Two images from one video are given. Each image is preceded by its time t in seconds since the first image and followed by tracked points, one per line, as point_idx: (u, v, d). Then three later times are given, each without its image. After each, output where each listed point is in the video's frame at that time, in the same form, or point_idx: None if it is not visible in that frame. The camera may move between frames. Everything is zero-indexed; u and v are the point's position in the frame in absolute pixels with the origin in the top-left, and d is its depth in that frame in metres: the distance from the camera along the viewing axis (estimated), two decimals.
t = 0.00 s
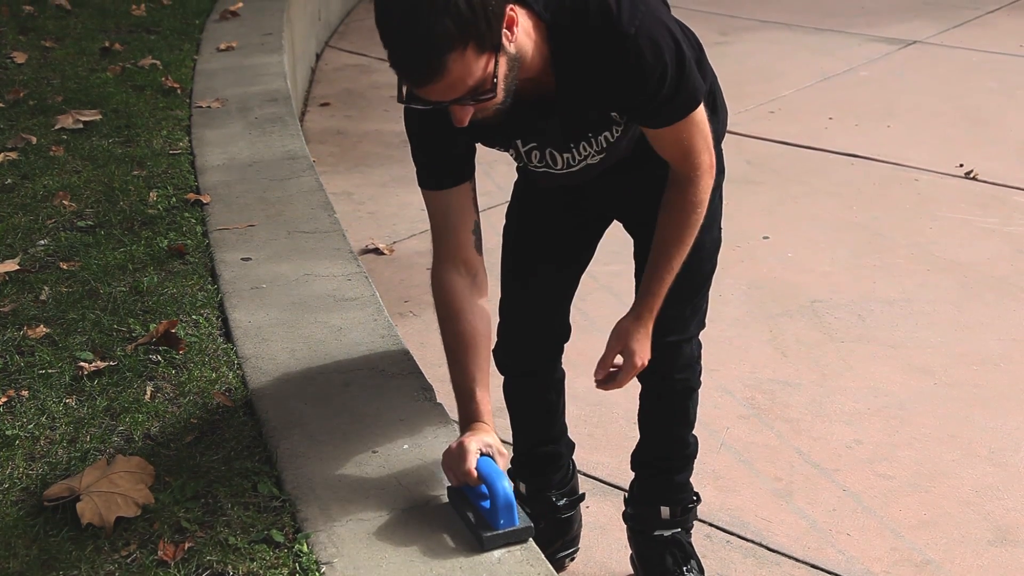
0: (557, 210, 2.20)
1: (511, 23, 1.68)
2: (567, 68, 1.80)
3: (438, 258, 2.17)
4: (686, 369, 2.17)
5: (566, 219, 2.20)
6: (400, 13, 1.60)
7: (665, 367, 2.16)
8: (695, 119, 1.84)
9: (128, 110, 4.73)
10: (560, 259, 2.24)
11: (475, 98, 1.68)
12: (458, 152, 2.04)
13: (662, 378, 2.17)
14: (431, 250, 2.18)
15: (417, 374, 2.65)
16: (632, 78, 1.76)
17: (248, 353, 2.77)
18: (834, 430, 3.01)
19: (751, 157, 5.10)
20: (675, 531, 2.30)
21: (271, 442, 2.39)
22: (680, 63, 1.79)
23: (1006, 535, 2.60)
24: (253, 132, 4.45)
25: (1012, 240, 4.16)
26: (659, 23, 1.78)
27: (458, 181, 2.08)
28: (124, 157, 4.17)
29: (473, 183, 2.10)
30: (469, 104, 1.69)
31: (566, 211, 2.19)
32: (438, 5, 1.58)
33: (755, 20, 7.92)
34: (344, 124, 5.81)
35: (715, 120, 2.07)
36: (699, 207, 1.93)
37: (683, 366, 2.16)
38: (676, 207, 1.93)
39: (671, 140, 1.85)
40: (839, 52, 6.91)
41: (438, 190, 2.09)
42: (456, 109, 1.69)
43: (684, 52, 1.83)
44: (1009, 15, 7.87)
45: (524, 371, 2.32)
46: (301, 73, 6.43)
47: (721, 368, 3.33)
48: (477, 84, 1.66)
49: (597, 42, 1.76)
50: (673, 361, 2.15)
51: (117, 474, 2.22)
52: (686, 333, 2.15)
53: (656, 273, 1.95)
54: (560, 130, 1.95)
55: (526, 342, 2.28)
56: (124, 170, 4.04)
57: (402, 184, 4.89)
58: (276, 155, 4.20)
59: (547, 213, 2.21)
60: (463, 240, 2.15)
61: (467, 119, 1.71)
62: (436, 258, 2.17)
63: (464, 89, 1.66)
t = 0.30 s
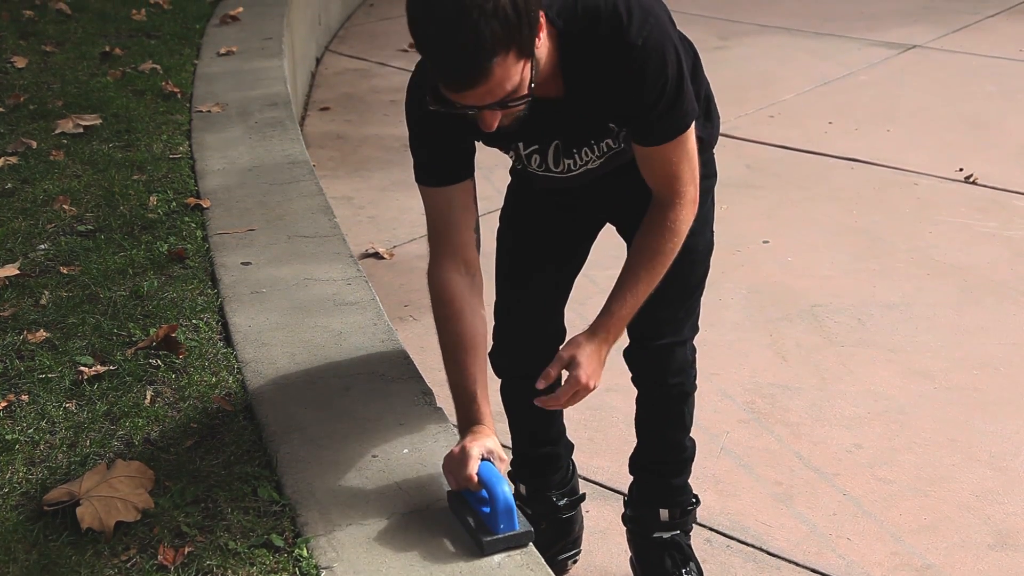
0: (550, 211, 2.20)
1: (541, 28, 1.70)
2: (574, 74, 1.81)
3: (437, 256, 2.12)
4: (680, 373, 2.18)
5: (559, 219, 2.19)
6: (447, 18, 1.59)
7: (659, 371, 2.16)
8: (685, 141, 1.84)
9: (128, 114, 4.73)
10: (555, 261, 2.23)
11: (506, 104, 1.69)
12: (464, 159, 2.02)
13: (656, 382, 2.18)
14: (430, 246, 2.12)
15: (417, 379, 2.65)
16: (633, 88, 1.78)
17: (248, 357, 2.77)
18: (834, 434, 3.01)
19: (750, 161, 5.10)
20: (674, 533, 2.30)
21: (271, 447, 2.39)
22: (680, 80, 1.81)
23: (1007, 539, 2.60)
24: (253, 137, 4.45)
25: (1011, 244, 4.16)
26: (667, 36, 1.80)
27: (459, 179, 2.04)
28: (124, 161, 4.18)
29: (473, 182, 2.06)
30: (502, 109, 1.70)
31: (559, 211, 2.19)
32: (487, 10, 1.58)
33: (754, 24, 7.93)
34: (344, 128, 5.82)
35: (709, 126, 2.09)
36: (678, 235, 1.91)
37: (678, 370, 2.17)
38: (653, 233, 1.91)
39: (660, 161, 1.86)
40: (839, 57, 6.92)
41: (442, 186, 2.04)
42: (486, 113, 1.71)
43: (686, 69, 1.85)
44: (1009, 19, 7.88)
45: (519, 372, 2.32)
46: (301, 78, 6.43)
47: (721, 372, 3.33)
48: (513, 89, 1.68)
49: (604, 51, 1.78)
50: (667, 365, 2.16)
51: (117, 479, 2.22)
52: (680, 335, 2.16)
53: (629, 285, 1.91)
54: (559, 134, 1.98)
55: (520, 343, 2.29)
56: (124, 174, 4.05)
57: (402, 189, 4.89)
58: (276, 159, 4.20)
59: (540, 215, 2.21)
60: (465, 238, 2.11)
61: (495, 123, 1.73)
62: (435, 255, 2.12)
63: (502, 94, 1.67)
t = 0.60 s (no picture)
0: (538, 218, 2.21)
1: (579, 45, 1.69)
2: (587, 94, 1.81)
3: (439, 261, 2.06)
4: (665, 384, 2.19)
5: (548, 225, 2.21)
6: (500, 33, 1.57)
7: (641, 382, 2.18)
8: (680, 173, 1.85)
9: (129, 118, 4.73)
10: (545, 265, 2.25)
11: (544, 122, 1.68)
12: (473, 173, 1.99)
13: (640, 394, 2.19)
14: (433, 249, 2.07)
15: (417, 383, 2.65)
16: (647, 112, 1.80)
17: (248, 362, 2.77)
18: (834, 438, 3.01)
19: (750, 166, 5.11)
20: (662, 554, 2.29)
21: (271, 452, 2.39)
22: (690, 107, 1.84)
23: (1007, 544, 2.59)
24: (253, 141, 4.46)
25: (1012, 249, 4.16)
26: (684, 61, 1.82)
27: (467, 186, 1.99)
28: (125, 165, 4.18)
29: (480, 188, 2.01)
30: (541, 126, 1.68)
31: (547, 218, 2.20)
32: (540, 25, 1.57)
33: (755, 29, 7.94)
34: (345, 132, 5.82)
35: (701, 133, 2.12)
36: (658, 271, 1.91)
37: (660, 382, 2.18)
38: (635, 265, 1.91)
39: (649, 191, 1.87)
40: (839, 61, 6.93)
41: (446, 193, 1.99)
42: (525, 131, 1.68)
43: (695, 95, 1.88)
44: (1009, 24, 7.89)
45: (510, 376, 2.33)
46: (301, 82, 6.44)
47: (721, 377, 3.33)
48: (555, 107, 1.67)
49: (623, 73, 1.79)
50: (649, 376, 2.17)
51: (117, 484, 2.22)
52: (663, 344, 2.18)
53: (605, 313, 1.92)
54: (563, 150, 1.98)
55: (512, 349, 2.29)
56: (124, 179, 4.05)
57: (403, 193, 4.89)
58: (277, 164, 4.21)
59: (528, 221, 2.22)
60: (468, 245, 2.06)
61: (531, 141, 1.70)
62: (437, 261, 2.06)
63: (545, 111, 1.65)
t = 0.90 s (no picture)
0: (541, 218, 2.20)
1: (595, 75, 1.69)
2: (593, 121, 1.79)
3: (441, 267, 2.07)
4: (664, 389, 2.19)
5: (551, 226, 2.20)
6: (522, 67, 1.56)
7: (640, 386, 2.18)
8: (667, 211, 1.83)
9: (129, 121, 4.74)
10: (549, 269, 2.26)
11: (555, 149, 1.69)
12: (473, 183, 1.97)
13: (639, 398, 2.19)
14: (435, 254, 2.07)
15: (417, 385, 2.65)
16: (643, 142, 1.78)
17: (248, 364, 2.77)
18: (834, 440, 3.01)
19: (750, 168, 5.12)
20: (662, 553, 2.29)
21: (271, 454, 2.39)
22: (688, 141, 1.82)
23: (1007, 546, 2.59)
24: (254, 144, 4.46)
25: (1011, 251, 4.17)
26: (685, 96, 1.80)
27: (462, 193, 1.97)
28: (124, 168, 4.18)
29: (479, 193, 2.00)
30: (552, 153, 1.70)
31: (550, 219, 2.19)
32: (564, 60, 1.57)
33: (754, 32, 7.96)
34: (345, 135, 5.83)
35: (704, 142, 2.09)
36: (633, 320, 1.91)
37: (660, 386, 2.18)
38: (607, 312, 1.91)
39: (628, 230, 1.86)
40: (838, 64, 6.93)
41: (451, 202, 1.98)
42: (537, 157, 1.69)
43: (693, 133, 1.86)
44: (1008, 27, 7.91)
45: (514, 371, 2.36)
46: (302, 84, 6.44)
47: (721, 379, 3.33)
48: (568, 135, 1.67)
49: (622, 103, 1.77)
50: (648, 380, 2.17)
51: (118, 486, 2.22)
52: (662, 349, 2.17)
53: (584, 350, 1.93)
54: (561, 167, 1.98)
55: (511, 344, 2.33)
56: (124, 181, 4.05)
57: (403, 196, 4.90)
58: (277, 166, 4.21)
59: (532, 222, 2.22)
60: (470, 250, 2.07)
61: (540, 166, 1.72)
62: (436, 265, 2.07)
63: (560, 139, 1.66)
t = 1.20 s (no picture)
0: (539, 222, 2.20)
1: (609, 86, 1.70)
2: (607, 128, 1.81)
3: (439, 269, 2.05)
4: (661, 394, 2.19)
5: (547, 231, 2.20)
6: (535, 75, 1.57)
7: (636, 392, 2.18)
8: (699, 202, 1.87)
9: (129, 121, 4.74)
10: (544, 273, 2.27)
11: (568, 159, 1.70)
12: (474, 191, 1.96)
13: (636, 404, 2.19)
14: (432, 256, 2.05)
15: (417, 385, 2.65)
16: (663, 147, 1.81)
17: (248, 364, 2.77)
18: (834, 441, 3.01)
19: (750, 168, 5.12)
20: (659, 559, 2.29)
21: (272, 454, 2.39)
22: (706, 140, 1.84)
23: (1007, 546, 2.59)
24: (254, 144, 4.46)
25: (1012, 251, 4.17)
26: (699, 96, 1.82)
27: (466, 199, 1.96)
28: (125, 168, 4.18)
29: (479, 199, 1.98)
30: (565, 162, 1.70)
31: (548, 224, 2.19)
32: (578, 70, 1.58)
33: (754, 32, 7.97)
34: (345, 135, 5.83)
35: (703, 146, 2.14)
36: (673, 299, 1.94)
37: (656, 391, 2.18)
38: (650, 292, 1.94)
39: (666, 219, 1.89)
40: (839, 64, 6.93)
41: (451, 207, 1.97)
42: (548, 166, 1.70)
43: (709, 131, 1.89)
44: (1008, 27, 7.92)
45: (502, 375, 2.35)
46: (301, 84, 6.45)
47: (722, 379, 3.33)
48: (581, 145, 1.68)
49: (638, 110, 1.78)
50: (645, 386, 2.17)
51: (118, 486, 2.22)
52: (658, 355, 2.17)
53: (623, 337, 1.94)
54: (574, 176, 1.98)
55: (505, 346, 2.31)
56: (124, 182, 4.05)
57: (403, 196, 4.90)
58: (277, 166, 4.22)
59: (529, 226, 2.22)
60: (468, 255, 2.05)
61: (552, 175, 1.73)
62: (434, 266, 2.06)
63: (573, 149, 1.67)
